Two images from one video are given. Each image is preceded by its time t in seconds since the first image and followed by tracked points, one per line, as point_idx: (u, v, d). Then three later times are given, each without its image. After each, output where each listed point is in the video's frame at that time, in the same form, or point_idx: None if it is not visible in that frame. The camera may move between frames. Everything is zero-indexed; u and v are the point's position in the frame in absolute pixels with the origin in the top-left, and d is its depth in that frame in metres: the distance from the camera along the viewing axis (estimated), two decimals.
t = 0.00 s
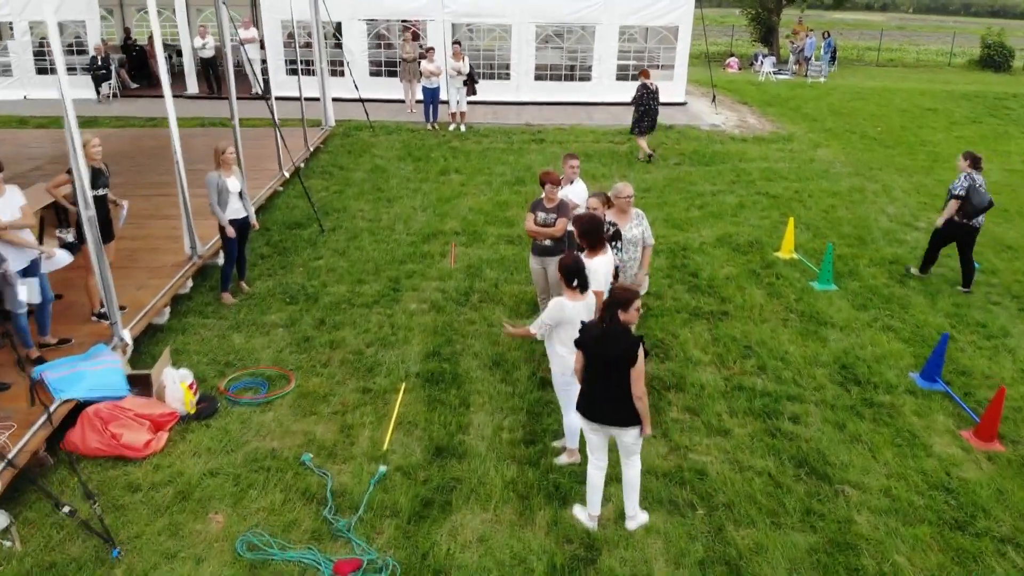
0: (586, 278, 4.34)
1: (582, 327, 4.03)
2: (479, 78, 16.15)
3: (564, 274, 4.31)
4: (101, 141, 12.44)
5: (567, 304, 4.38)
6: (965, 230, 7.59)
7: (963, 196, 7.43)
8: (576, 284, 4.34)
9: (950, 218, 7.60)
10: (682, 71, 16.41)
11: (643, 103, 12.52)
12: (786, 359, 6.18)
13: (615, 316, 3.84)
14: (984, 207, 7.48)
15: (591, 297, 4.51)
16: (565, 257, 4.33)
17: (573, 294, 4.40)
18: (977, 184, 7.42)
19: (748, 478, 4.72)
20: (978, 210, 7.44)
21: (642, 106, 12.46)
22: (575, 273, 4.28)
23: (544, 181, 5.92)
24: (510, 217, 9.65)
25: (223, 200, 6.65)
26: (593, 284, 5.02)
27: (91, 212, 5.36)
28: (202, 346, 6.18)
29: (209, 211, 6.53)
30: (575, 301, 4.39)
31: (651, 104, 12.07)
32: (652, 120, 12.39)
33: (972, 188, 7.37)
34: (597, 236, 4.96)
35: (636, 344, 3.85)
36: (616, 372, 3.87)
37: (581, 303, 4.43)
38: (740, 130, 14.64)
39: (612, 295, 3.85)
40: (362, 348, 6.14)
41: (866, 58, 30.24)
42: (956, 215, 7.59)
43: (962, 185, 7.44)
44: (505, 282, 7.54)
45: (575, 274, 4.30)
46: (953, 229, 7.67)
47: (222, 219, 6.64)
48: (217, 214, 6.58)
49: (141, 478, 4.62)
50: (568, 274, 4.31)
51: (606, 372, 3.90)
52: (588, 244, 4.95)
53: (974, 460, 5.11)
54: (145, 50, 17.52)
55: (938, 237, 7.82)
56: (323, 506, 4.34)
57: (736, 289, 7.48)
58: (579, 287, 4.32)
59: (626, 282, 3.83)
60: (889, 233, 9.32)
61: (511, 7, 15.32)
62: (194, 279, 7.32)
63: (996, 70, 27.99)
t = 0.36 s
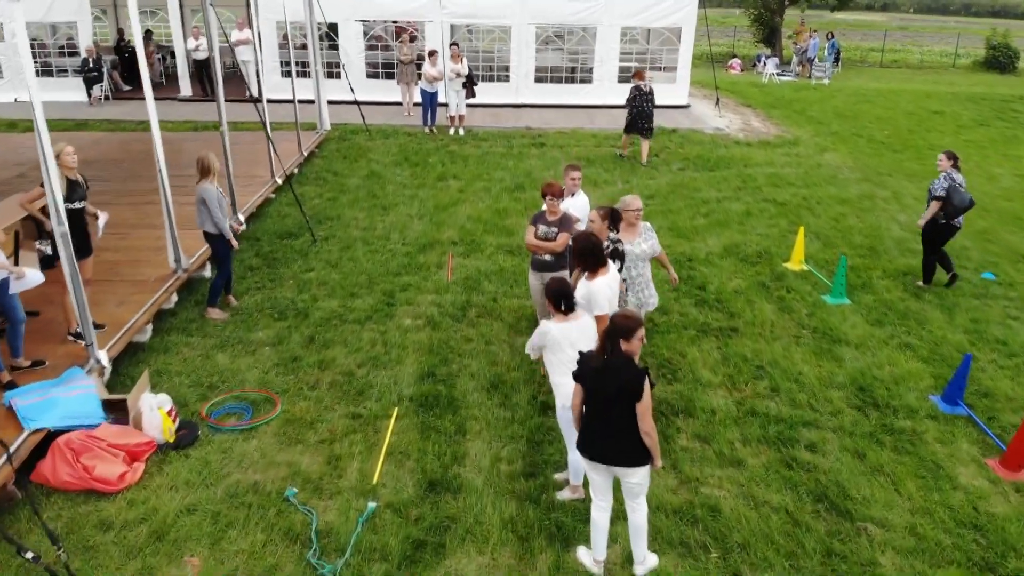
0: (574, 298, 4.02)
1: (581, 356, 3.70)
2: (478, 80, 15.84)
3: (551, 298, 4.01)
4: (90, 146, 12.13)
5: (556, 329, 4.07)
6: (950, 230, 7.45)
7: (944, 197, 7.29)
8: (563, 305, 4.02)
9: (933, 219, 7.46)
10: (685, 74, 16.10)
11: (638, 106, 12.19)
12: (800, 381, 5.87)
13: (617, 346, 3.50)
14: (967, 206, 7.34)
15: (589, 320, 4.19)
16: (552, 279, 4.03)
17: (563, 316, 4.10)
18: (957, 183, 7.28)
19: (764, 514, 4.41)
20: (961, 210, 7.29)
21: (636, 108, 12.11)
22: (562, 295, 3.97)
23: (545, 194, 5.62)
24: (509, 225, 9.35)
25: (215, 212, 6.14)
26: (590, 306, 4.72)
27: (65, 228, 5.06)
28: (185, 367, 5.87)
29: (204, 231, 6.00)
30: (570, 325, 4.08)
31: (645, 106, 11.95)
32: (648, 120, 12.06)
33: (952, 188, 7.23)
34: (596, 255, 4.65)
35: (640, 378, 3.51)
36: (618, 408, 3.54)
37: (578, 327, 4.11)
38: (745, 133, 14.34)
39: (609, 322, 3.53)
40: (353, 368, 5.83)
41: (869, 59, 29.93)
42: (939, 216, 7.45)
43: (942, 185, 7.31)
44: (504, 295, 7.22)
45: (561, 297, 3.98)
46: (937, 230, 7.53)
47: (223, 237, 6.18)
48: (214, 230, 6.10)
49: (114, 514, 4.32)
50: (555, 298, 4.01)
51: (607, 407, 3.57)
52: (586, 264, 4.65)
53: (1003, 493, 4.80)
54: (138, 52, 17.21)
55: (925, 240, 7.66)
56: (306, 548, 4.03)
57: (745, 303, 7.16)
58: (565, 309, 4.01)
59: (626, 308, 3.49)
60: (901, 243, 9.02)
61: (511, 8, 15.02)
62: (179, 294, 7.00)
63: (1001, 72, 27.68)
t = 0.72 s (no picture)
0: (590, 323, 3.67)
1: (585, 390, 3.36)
2: (477, 82, 15.52)
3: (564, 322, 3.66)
4: (79, 150, 11.83)
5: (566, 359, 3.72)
6: (933, 231, 7.41)
7: (925, 197, 7.25)
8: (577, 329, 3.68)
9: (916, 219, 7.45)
10: (689, 76, 15.78)
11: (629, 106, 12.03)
12: (817, 404, 5.55)
13: (624, 382, 3.16)
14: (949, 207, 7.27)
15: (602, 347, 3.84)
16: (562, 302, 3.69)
17: (575, 346, 3.74)
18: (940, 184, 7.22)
19: (784, 556, 4.09)
20: (942, 210, 7.24)
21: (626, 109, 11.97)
22: (577, 320, 3.63)
23: (549, 207, 5.29)
24: (510, 234, 9.03)
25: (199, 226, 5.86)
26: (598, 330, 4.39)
27: (37, 247, 4.73)
28: (167, 391, 5.56)
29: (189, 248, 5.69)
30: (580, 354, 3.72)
31: (635, 107, 11.84)
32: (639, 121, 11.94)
33: (931, 188, 7.21)
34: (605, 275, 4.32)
35: (650, 419, 3.16)
36: (625, 450, 3.21)
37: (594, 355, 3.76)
38: (750, 137, 14.02)
39: (618, 355, 3.19)
40: (345, 391, 5.51)
41: (873, 59, 29.61)
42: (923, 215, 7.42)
43: (924, 185, 7.28)
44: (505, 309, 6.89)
45: (576, 320, 3.63)
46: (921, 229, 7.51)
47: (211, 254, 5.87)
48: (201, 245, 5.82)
49: (84, 558, 4.01)
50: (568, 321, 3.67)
51: (612, 449, 3.24)
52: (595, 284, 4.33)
53: None
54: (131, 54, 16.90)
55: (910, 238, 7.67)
56: None
57: (757, 318, 6.84)
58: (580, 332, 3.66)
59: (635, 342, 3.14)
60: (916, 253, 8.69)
61: (511, 8, 14.70)
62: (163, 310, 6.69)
63: (1006, 73, 27.32)
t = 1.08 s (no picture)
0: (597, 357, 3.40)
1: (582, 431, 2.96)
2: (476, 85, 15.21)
3: (568, 359, 3.40)
4: (66, 155, 11.53)
5: (571, 399, 3.43)
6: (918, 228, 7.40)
7: (909, 194, 7.24)
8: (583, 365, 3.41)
9: (898, 216, 7.44)
10: (692, 78, 15.47)
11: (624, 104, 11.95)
12: (832, 431, 5.23)
13: (627, 426, 2.78)
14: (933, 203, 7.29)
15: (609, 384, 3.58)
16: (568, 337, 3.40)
17: (580, 384, 3.46)
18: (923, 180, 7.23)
19: None
20: (927, 206, 7.24)
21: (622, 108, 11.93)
22: (582, 355, 3.37)
23: (550, 220, 4.97)
24: (508, 243, 8.73)
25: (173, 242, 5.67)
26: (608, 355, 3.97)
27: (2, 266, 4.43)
28: (144, 416, 5.25)
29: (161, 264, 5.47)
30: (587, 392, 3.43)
31: (631, 107, 11.64)
32: (633, 120, 11.88)
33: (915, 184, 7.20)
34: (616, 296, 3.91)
35: (657, 466, 2.79)
36: (631, 501, 2.84)
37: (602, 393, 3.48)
38: (755, 140, 13.72)
39: (620, 396, 2.82)
40: (332, 416, 5.20)
41: (877, 61, 29.28)
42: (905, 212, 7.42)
43: (907, 182, 7.26)
44: (502, 324, 6.57)
45: (581, 354, 3.37)
46: (902, 226, 7.51)
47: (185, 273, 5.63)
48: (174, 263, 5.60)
49: None
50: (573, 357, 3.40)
51: (616, 500, 2.86)
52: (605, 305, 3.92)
53: None
54: (123, 56, 16.59)
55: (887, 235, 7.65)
56: None
57: (766, 335, 6.53)
58: (587, 370, 3.39)
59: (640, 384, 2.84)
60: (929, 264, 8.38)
61: (510, 9, 14.41)
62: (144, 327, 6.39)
63: (1012, 74, 27.02)
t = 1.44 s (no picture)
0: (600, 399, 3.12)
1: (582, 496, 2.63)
2: (473, 87, 14.90)
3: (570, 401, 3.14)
4: (53, 161, 11.23)
5: (572, 443, 3.17)
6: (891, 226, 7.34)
7: (880, 191, 7.21)
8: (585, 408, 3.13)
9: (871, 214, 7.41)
10: (694, 80, 15.17)
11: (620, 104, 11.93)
12: (849, 460, 4.92)
13: (641, 488, 2.49)
14: (905, 201, 7.23)
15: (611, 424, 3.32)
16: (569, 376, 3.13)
17: (582, 427, 3.18)
18: (894, 178, 7.20)
19: None
20: (898, 203, 7.18)
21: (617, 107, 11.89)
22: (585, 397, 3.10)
23: (551, 237, 4.65)
24: (506, 252, 8.42)
25: (153, 256, 5.39)
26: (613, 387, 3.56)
27: None
28: (118, 445, 4.94)
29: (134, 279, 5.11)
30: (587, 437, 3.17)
31: (627, 105, 11.75)
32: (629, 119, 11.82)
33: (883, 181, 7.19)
34: (620, 323, 3.56)
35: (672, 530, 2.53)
36: None
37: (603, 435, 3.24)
38: (759, 144, 13.41)
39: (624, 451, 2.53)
40: (316, 444, 4.88)
41: (880, 62, 28.97)
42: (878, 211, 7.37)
43: (878, 180, 7.25)
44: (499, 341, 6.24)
45: (584, 398, 3.09)
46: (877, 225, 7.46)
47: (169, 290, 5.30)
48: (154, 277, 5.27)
49: None
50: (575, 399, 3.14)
51: None
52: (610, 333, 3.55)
53: None
54: (115, 58, 16.29)
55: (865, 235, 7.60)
56: None
57: (777, 353, 6.21)
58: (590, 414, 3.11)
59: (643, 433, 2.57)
60: (943, 275, 8.06)
61: (509, 11, 14.12)
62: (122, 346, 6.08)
63: (1017, 75, 26.70)
